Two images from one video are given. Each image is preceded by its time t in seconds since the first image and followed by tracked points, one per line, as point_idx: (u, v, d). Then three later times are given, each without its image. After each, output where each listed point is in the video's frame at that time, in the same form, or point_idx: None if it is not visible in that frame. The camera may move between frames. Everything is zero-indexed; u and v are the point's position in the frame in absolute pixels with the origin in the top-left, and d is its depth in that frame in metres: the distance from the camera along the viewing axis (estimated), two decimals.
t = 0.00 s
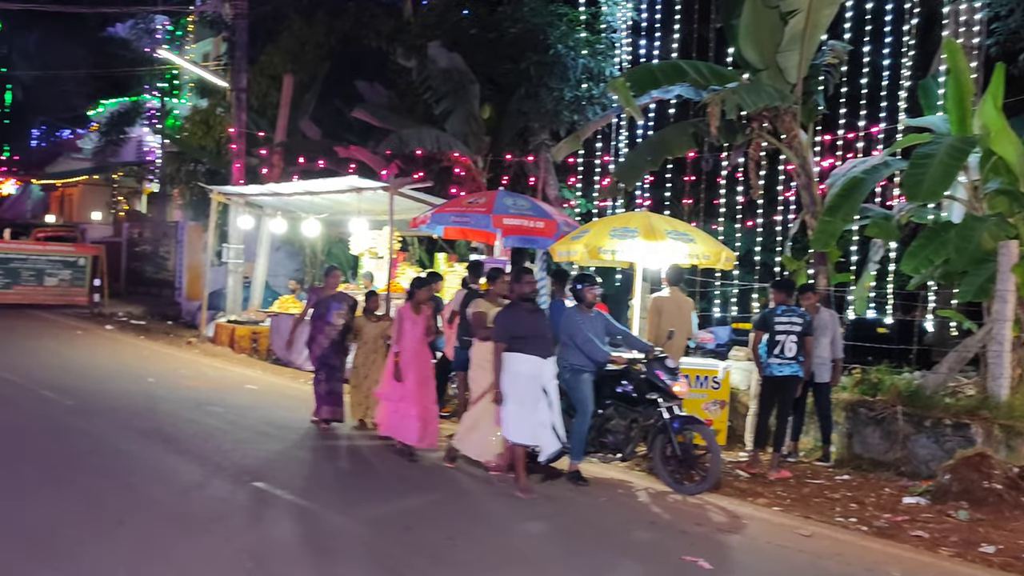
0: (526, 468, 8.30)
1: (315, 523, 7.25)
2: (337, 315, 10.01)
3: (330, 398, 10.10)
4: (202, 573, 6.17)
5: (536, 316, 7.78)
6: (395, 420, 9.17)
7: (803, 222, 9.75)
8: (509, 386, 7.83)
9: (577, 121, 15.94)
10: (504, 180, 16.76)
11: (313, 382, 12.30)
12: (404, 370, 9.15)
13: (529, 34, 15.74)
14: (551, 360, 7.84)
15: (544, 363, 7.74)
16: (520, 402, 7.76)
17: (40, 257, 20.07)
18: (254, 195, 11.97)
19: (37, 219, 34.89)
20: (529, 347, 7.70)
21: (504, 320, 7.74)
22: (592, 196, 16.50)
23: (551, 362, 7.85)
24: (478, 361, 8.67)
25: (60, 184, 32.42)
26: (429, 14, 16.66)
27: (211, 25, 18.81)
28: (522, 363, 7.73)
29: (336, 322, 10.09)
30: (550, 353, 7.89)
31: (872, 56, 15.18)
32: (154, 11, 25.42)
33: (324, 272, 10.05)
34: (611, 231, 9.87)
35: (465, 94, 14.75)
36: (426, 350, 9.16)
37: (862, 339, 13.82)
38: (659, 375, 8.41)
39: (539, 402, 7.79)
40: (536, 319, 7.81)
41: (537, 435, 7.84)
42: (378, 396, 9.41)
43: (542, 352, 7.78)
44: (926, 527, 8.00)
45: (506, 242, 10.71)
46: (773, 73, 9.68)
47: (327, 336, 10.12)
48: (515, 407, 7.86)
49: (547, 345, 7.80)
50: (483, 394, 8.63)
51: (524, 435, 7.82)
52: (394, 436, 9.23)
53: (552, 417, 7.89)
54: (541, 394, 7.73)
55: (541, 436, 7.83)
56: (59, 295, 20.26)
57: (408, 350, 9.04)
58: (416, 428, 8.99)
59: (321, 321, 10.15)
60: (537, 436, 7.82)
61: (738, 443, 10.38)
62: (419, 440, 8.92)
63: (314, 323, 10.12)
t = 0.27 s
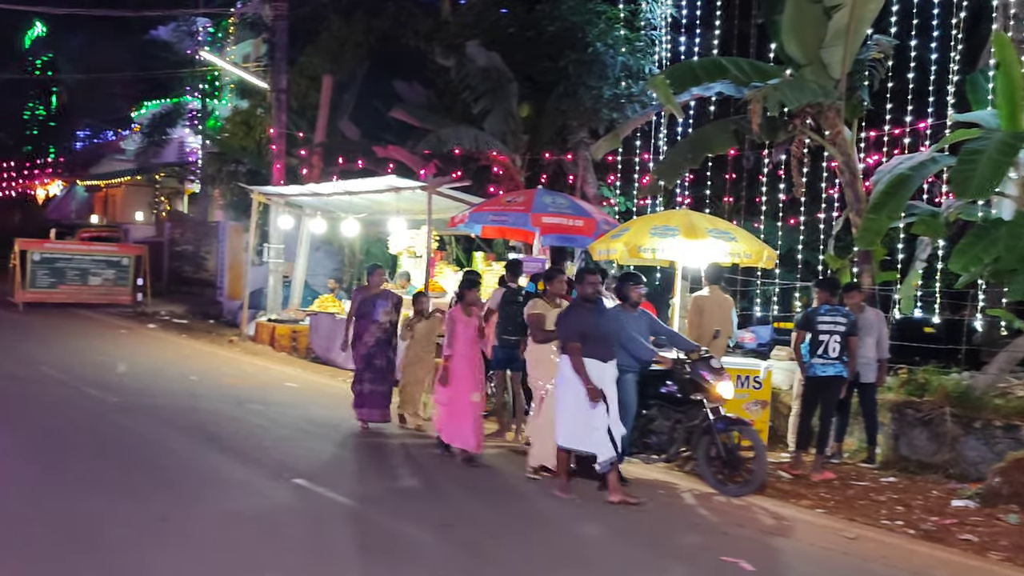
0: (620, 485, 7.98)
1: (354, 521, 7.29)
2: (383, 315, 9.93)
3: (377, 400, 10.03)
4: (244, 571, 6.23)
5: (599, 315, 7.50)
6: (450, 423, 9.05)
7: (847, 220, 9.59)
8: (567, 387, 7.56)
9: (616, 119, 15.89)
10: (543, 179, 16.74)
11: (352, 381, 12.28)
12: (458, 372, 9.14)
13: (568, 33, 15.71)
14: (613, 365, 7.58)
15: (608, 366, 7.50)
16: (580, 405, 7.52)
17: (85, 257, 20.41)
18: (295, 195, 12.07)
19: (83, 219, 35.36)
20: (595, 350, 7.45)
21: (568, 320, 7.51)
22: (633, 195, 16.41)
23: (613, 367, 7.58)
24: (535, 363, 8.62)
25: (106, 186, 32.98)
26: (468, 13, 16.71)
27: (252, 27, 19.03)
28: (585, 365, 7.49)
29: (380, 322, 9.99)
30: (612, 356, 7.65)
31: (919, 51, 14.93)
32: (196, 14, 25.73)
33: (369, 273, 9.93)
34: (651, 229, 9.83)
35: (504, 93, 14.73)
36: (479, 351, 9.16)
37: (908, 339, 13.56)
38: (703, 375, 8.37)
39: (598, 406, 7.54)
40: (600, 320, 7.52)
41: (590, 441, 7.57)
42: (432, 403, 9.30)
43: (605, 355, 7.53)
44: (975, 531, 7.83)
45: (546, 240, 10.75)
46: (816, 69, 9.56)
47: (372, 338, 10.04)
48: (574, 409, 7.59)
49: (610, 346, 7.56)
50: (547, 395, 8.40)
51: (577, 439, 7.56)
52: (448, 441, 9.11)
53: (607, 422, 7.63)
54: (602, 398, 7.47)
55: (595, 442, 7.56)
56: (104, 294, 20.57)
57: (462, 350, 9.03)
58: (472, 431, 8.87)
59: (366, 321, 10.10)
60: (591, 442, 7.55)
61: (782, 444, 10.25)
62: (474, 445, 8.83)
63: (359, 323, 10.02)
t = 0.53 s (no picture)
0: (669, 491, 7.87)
1: (392, 520, 7.34)
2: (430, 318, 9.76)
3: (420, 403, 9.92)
4: (284, 570, 6.30)
5: (666, 319, 7.23)
6: (498, 426, 8.99)
7: (888, 218, 9.49)
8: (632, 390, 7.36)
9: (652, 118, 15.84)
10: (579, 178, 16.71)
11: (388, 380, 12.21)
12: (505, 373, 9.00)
13: (604, 31, 15.65)
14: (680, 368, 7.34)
15: (672, 369, 7.26)
16: (642, 408, 7.26)
17: (126, 258, 20.71)
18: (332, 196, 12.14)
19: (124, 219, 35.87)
20: (658, 353, 7.21)
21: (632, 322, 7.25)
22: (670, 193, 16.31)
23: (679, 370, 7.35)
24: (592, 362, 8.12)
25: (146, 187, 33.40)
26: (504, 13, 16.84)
27: (288, 29, 19.21)
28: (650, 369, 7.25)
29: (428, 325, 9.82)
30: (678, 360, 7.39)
31: (962, 46, 14.69)
32: (233, 16, 25.97)
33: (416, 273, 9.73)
34: (689, 228, 9.78)
35: (540, 92, 14.69)
36: (528, 353, 9.02)
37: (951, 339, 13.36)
38: (746, 375, 8.35)
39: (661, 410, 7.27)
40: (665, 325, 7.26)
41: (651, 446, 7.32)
42: (477, 402, 9.26)
43: (671, 359, 7.27)
44: (1020, 534, 7.71)
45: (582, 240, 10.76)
46: (857, 65, 9.46)
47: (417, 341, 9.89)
48: (636, 413, 7.35)
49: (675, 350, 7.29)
50: (602, 399, 8.05)
51: (639, 444, 7.32)
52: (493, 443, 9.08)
53: (668, 426, 7.35)
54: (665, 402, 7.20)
55: (656, 448, 7.29)
56: (144, 294, 20.85)
57: (511, 352, 8.90)
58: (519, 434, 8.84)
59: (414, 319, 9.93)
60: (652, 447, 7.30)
61: (823, 445, 10.14)
62: (524, 449, 8.78)
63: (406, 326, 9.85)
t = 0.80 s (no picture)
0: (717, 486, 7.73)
1: (429, 523, 7.38)
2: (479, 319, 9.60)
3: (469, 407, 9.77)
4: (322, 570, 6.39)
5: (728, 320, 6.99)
6: (544, 429, 8.89)
7: (931, 216, 9.39)
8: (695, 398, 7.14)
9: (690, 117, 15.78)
10: (616, 178, 16.65)
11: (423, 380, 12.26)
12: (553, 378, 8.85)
13: (640, 30, 15.59)
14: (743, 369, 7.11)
15: (735, 374, 7.00)
16: (708, 417, 7.04)
17: (166, 259, 20.99)
18: (368, 197, 12.20)
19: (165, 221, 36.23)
20: (718, 357, 6.95)
21: (689, 326, 7.02)
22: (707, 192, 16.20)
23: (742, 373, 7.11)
24: (646, 366, 7.97)
25: (185, 189, 33.80)
26: (541, 14, 17.02)
27: (325, 31, 19.38)
28: (713, 374, 7.00)
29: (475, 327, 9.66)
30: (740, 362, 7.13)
31: (1007, 41, 14.42)
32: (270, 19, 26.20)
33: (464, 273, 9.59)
34: (727, 227, 9.71)
35: (577, 91, 14.62)
36: (579, 357, 8.83)
37: (996, 339, 13.13)
38: (787, 376, 8.28)
39: (729, 415, 7.06)
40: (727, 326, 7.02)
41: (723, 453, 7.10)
42: (524, 404, 9.17)
43: (734, 362, 7.01)
44: None
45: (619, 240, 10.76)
46: (898, 61, 9.35)
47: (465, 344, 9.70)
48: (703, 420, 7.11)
49: (737, 353, 7.02)
50: (658, 401, 7.90)
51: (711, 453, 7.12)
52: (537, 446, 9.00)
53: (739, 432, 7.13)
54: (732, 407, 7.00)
55: (730, 454, 7.09)
56: (183, 295, 21.12)
57: (562, 357, 8.72)
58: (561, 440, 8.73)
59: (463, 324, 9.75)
60: (724, 454, 7.08)
61: (864, 446, 10.03)
62: (568, 455, 8.65)
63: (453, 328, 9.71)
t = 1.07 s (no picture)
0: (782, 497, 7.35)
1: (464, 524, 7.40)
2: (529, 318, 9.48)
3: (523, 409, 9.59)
4: (359, 570, 6.44)
5: (789, 324, 6.69)
6: (597, 434, 8.68)
7: (974, 214, 9.19)
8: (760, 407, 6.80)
9: (727, 115, 15.68)
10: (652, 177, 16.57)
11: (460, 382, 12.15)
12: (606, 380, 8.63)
13: (676, 28, 15.50)
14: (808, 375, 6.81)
15: (801, 379, 6.70)
16: (777, 425, 6.70)
17: (204, 259, 21.23)
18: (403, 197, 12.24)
19: (202, 222, 36.10)
20: (783, 363, 6.66)
21: (750, 331, 6.74)
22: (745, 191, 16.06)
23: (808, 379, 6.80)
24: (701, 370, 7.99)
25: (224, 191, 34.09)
26: (575, 12, 16.85)
27: (360, 33, 19.52)
28: (778, 381, 6.70)
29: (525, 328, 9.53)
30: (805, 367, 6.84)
31: None
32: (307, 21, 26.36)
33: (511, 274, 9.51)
34: (765, 226, 9.61)
35: (612, 90, 14.54)
36: (632, 360, 8.60)
37: None
38: (826, 376, 8.19)
39: (797, 423, 6.74)
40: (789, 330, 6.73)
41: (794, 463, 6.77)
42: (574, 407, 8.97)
43: (799, 367, 6.71)
44: None
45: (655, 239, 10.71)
46: (940, 57, 9.20)
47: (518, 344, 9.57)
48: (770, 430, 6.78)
49: (802, 358, 6.73)
50: (711, 405, 7.94)
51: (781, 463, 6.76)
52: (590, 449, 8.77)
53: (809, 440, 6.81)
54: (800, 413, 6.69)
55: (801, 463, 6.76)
56: (221, 295, 21.34)
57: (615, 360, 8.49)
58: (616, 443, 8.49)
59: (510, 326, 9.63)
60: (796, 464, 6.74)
61: (906, 447, 9.89)
62: (623, 461, 8.48)
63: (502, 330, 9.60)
